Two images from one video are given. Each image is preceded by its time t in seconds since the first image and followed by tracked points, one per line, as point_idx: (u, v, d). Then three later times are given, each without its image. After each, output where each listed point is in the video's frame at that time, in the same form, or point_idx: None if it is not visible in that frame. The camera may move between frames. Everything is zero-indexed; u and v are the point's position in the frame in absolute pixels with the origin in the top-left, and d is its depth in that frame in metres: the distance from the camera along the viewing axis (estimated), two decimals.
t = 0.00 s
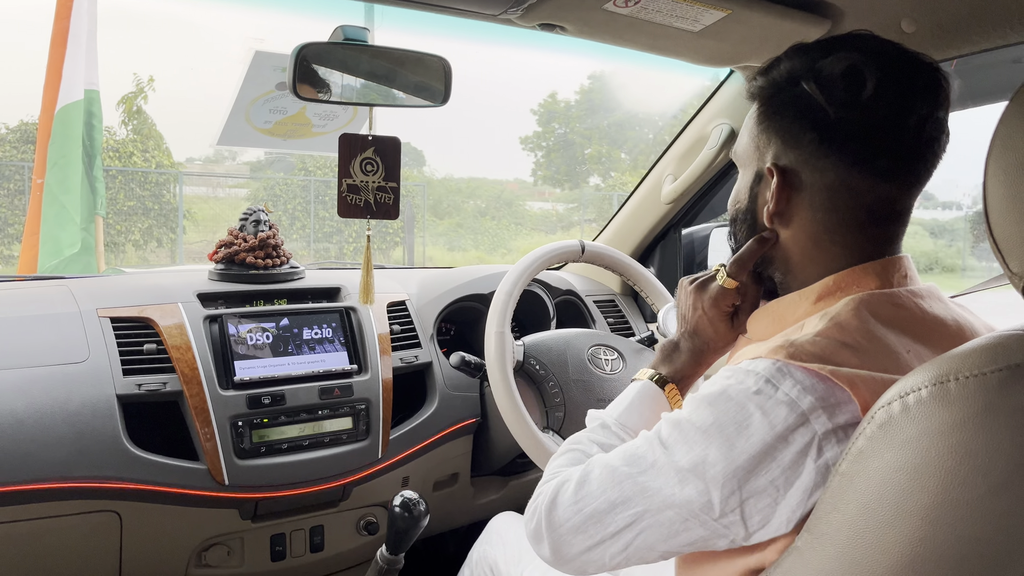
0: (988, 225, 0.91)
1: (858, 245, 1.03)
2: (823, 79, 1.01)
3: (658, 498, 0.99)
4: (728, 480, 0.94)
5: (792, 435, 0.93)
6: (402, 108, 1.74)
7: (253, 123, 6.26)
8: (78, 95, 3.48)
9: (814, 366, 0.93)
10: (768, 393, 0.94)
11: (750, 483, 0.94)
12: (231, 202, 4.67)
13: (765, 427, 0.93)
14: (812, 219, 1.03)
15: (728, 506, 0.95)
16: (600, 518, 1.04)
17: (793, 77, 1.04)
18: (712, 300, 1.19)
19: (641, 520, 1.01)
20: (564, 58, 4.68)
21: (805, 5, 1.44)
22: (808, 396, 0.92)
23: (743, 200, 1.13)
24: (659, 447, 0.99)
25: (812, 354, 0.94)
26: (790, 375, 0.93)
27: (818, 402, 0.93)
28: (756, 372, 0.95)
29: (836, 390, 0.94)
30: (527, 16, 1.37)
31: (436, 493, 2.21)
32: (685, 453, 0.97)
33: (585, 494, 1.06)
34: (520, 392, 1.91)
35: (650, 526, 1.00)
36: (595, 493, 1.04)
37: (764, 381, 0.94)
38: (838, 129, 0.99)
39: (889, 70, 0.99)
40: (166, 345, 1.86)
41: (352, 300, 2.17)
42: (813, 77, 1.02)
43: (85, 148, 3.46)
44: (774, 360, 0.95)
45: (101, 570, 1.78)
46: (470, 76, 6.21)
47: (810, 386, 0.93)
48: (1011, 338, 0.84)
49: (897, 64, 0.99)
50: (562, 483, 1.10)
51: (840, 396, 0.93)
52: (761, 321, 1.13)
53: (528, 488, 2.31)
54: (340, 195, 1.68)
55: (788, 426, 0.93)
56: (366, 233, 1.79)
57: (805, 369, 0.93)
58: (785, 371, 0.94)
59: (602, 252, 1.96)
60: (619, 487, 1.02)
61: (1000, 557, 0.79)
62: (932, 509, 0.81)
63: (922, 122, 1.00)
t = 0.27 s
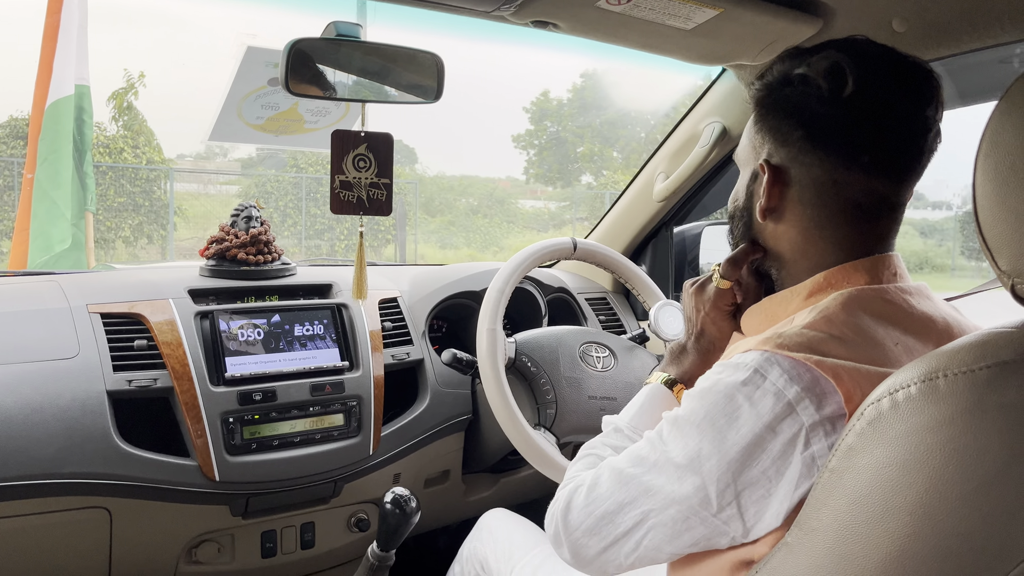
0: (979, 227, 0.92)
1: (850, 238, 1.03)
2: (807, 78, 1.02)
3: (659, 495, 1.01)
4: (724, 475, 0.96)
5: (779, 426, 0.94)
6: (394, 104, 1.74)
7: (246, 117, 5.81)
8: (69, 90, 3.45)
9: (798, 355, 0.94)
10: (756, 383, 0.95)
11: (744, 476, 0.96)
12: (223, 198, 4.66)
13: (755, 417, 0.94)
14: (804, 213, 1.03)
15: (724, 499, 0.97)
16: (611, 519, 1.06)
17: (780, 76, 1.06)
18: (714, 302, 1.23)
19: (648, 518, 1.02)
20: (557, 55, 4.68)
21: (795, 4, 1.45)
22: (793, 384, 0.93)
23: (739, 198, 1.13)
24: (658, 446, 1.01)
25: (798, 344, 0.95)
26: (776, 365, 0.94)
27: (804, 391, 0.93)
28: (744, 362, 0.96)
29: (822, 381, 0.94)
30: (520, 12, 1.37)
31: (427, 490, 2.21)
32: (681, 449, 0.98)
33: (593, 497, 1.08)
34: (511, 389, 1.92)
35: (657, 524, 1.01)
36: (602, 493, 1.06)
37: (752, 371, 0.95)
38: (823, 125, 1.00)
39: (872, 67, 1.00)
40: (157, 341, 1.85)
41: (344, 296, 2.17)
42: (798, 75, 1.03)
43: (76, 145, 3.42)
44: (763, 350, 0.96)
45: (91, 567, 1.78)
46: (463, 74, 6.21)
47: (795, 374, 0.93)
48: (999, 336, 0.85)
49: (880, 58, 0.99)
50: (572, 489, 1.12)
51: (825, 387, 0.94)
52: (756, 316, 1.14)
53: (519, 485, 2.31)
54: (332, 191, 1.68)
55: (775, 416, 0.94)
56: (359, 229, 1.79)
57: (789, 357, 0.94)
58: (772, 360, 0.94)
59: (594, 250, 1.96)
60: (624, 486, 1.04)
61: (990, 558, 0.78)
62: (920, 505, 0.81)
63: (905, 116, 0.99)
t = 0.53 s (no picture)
0: (971, 226, 0.92)
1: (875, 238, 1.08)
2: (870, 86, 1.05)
3: (675, 493, 1.01)
4: (745, 469, 0.97)
5: (800, 415, 0.96)
6: (388, 100, 1.74)
7: (240, 112, 6.10)
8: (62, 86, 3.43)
9: (821, 348, 0.96)
10: (777, 372, 0.97)
11: (765, 469, 0.96)
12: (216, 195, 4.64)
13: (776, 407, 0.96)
14: (848, 214, 1.06)
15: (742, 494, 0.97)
16: (617, 522, 1.06)
17: (839, 77, 1.06)
18: (702, 297, 1.21)
19: (661, 517, 1.02)
20: (551, 53, 4.67)
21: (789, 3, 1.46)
22: (815, 374, 0.95)
23: (766, 192, 1.13)
24: (675, 441, 1.02)
25: (818, 336, 0.98)
26: (798, 355, 0.96)
27: (826, 381, 0.95)
28: (766, 352, 0.99)
29: (842, 371, 0.96)
30: (514, 10, 1.37)
31: (420, 487, 2.21)
32: (699, 443, 0.99)
33: (600, 500, 1.07)
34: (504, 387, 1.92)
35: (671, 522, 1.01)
36: (610, 493, 1.06)
37: (774, 360, 0.97)
38: (886, 135, 1.03)
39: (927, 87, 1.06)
40: (149, 337, 1.85)
41: (337, 293, 2.17)
42: (862, 81, 1.05)
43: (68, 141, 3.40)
44: (783, 343, 0.98)
45: (82, 563, 1.77)
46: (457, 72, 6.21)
47: (815, 365, 0.96)
48: (989, 335, 0.86)
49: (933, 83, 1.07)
50: (574, 490, 1.12)
51: (844, 377, 0.95)
52: (764, 312, 1.16)
53: (512, 482, 2.31)
54: (326, 187, 1.67)
55: (796, 404, 0.96)
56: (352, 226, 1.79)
57: (810, 351, 0.96)
58: (793, 352, 0.97)
59: (588, 247, 1.96)
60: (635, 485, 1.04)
61: (976, 554, 0.79)
62: (910, 502, 0.82)
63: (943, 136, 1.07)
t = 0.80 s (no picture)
0: (968, 226, 0.92)
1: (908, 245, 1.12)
2: (931, 98, 1.09)
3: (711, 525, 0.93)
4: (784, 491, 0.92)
5: (820, 423, 0.94)
6: (385, 98, 1.73)
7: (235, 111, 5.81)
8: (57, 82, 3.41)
9: (841, 351, 0.96)
10: (793, 377, 0.96)
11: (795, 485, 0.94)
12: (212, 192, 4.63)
13: (800, 417, 0.94)
14: (895, 226, 1.10)
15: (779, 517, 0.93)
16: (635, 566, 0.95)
17: (907, 87, 1.08)
18: (595, 273, 1.16)
19: (698, 553, 0.95)
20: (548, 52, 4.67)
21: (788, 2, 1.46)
22: (831, 379, 0.95)
23: (821, 196, 1.10)
24: (706, 469, 0.94)
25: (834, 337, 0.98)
26: (814, 360, 0.97)
27: (841, 386, 0.96)
28: (781, 356, 0.98)
29: (858, 376, 0.96)
30: (512, 8, 1.37)
31: (415, 486, 2.21)
32: (733, 468, 0.93)
33: (628, 550, 0.95)
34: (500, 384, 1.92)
35: (712, 557, 0.94)
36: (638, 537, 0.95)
37: (789, 364, 0.97)
38: (942, 148, 1.09)
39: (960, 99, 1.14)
40: (144, 335, 1.84)
41: (333, 291, 2.16)
42: (924, 92, 1.09)
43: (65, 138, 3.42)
44: (799, 346, 0.99)
45: (76, 560, 1.77)
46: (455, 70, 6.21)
47: (831, 368, 0.96)
48: (983, 335, 0.86)
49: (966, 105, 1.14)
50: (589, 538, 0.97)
51: (860, 381, 0.96)
52: (767, 308, 1.17)
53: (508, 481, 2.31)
54: (323, 185, 1.67)
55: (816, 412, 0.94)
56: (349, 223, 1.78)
57: (828, 354, 0.97)
58: (809, 355, 0.97)
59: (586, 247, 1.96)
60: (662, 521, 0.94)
61: (968, 549, 0.81)
62: (907, 503, 0.82)
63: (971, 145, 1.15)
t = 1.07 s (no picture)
0: (961, 228, 0.93)
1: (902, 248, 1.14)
2: (920, 100, 1.09)
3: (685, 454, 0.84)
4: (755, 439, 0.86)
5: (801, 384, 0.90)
6: (382, 99, 1.74)
7: (233, 111, 5.76)
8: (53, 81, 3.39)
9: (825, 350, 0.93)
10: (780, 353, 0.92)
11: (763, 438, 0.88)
12: (209, 192, 4.63)
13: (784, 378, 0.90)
14: (890, 233, 1.11)
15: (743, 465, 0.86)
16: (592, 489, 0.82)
17: (900, 93, 1.08)
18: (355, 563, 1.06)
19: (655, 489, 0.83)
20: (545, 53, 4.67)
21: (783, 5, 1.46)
22: (818, 364, 0.92)
23: (817, 214, 1.09)
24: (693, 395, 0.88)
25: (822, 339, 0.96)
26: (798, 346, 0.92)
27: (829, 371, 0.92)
28: (765, 342, 0.93)
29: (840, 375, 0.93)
30: (509, 9, 1.38)
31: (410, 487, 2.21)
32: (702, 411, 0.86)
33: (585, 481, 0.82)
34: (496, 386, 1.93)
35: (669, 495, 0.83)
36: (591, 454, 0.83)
37: (775, 347, 0.92)
38: (932, 150, 1.10)
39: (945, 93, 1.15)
40: (139, 334, 1.84)
41: (329, 291, 2.16)
42: (914, 94, 1.09)
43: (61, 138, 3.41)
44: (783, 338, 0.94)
45: (70, 560, 1.77)
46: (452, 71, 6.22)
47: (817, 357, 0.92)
48: (975, 339, 0.88)
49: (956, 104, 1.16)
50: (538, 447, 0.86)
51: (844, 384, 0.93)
52: (761, 312, 1.17)
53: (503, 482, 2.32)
54: (319, 185, 1.67)
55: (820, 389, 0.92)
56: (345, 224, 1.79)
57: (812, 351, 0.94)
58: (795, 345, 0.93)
59: (581, 248, 1.96)
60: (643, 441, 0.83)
61: (961, 552, 0.81)
62: (901, 504, 0.82)
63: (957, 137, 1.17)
